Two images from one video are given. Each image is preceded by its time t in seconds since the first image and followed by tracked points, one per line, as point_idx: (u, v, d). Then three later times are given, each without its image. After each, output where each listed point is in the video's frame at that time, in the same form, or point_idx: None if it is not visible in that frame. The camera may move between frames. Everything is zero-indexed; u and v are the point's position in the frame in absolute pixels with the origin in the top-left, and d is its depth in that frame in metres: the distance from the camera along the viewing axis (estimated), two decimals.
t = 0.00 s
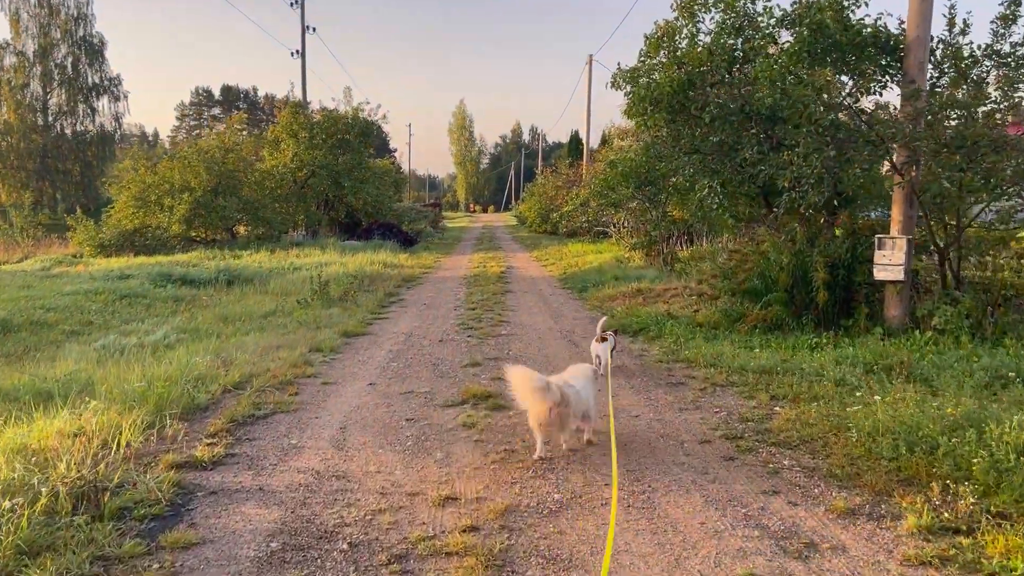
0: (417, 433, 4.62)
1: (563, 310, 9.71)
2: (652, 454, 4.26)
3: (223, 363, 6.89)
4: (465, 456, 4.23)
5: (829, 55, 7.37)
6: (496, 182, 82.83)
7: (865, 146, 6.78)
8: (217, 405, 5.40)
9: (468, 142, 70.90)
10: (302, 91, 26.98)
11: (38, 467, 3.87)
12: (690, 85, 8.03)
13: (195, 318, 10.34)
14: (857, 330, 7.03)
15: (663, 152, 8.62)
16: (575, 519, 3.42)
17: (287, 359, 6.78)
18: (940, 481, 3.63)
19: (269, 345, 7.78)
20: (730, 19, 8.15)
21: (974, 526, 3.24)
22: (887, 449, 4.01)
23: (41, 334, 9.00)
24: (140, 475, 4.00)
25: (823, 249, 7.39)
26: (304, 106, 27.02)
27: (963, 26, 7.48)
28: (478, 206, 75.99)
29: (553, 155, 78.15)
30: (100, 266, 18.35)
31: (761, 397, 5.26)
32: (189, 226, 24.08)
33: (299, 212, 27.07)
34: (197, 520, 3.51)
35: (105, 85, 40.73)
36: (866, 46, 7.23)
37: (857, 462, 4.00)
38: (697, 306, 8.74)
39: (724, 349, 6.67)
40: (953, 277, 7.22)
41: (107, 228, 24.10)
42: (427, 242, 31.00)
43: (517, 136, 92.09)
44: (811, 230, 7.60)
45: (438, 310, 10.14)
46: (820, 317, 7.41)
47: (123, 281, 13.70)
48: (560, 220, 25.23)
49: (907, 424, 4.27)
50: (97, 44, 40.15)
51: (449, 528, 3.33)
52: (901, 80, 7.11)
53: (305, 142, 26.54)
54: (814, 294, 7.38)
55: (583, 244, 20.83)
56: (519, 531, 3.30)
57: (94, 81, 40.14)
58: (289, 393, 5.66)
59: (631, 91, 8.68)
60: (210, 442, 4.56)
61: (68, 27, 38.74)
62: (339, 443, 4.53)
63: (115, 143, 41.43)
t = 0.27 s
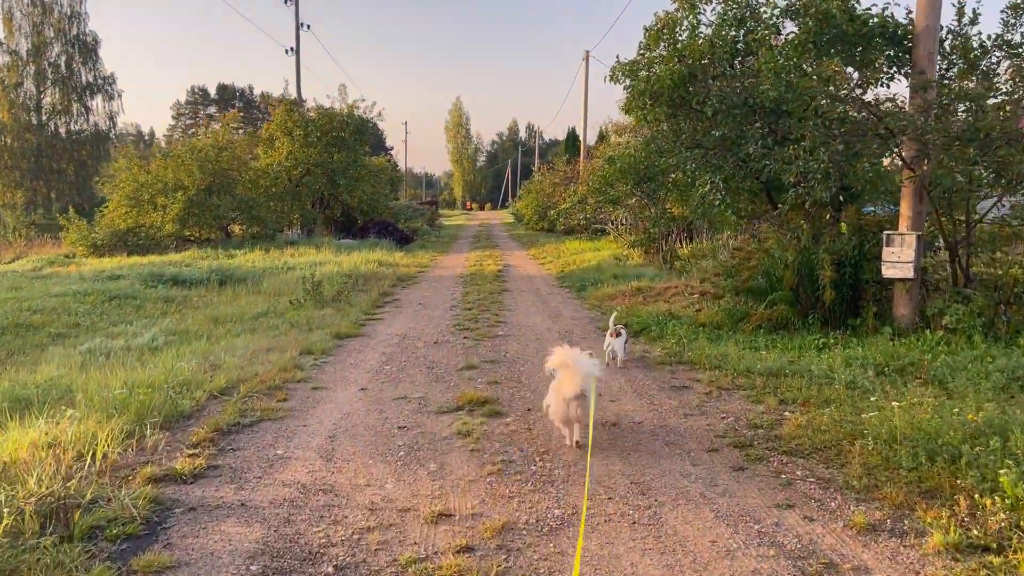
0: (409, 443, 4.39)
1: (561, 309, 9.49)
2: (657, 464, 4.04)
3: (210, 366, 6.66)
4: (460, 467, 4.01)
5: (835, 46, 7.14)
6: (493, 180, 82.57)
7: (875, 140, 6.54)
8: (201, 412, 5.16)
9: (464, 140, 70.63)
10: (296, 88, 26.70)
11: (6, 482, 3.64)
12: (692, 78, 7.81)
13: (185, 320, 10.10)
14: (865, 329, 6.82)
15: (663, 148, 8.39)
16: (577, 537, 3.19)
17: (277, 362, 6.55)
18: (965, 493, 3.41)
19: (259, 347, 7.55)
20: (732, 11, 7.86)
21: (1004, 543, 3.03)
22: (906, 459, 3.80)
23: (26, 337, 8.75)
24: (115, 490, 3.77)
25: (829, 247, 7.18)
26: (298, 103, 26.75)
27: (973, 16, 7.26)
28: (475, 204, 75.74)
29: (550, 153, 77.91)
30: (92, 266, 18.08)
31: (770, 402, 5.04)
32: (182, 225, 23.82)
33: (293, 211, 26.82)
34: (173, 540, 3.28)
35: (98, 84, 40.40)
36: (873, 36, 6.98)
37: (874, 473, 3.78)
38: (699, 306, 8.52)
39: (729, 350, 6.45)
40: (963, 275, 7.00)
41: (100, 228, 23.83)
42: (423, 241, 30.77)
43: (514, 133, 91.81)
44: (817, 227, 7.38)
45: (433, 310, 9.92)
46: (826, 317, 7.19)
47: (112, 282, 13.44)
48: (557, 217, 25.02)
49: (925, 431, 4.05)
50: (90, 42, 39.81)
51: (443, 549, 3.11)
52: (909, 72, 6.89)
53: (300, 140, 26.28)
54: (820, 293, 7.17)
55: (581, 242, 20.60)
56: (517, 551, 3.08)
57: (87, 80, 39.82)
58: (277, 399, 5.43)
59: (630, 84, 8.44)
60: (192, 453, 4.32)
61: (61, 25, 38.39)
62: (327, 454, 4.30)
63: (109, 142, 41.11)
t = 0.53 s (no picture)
0: (399, 455, 4.15)
1: (560, 311, 9.24)
2: (663, 478, 3.80)
3: (195, 373, 6.41)
4: (453, 482, 3.77)
5: (842, 38, 6.89)
6: (491, 179, 82.33)
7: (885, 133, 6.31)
8: (183, 423, 4.91)
9: (462, 139, 70.39)
10: (292, 87, 26.44)
11: None
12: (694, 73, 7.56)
13: (175, 323, 9.85)
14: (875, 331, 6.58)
15: (664, 144, 8.15)
16: (578, 562, 2.95)
17: (264, 368, 6.30)
18: (995, 511, 3.18)
19: (248, 352, 7.31)
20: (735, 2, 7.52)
21: None
22: (929, 472, 3.56)
23: (9, 342, 8.50)
24: (85, 510, 3.52)
25: (837, 245, 6.94)
26: (294, 102, 26.49)
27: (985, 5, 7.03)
28: (473, 202, 75.49)
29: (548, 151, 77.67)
30: (84, 268, 17.81)
31: (779, 408, 4.81)
32: (177, 225, 23.56)
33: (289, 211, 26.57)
34: (142, 567, 3.03)
35: (93, 84, 40.12)
36: (882, 25, 6.72)
37: (895, 488, 3.55)
38: (702, 307, 8.28)
39: (734, 353, 6.21)
40: (975, 273, 6.76)
41: (94, 229, 23.56)
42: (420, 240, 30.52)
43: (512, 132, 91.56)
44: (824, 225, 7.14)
45: (429, 312, 9.67)
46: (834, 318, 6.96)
47: (103, 284, 13.18)
48: (554, 216, 24.78)
49: (946, 441, 3.82)
50: (85, 43, 39.53)
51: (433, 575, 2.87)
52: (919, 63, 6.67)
53: (295, 139, 26.02)
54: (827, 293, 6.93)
55: (579, 241, 20.37)
56: None
57: (82, 81, 39.52)
58: (263, 408, 5.19)
59: (630, 79, 8.19)
60: (169, 468, 4.08)
61: (55, 26, 38.09)
62: (312, 468, 4.06)
63: (104, 143, 40.84)
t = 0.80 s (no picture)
0: (389, 473, 3.92)
1: (558, 314, 9.02)
2: (669, 497, 3.57)
3: (180, 382, 6.17)
4: (445, 503, 3.54)
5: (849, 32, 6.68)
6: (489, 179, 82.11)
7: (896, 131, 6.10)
8: (163, 437, 4.68)
9: (459, 139, 70.17)
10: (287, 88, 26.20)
11: None
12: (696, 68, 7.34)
13: (164, 329, 9.62)
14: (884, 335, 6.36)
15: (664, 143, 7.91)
16: None
17: (251, 378, 6.06)
18: None
19: (236, 360, 7.07)
20: None
21: None
22: (952, 491, 3.33)
23: None
24: (50, 536, 3.28)
25: (844, 247, 6.71)
26: (289, 103, 26.24)
27: None
28: (471, 203, 75.27)
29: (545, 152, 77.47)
30: (76, 271, 17.56)
31: (788, 420, 4.58)
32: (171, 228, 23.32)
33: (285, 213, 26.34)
34: None
35: (88, 86, 39.84)
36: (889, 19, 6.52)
37: (915, 508, 3.32)
38: (704, 311, 8.05)
39: (739, 360, 5.99)
40: (987, 276, 6.54)
41: (87, 232, 23.31)
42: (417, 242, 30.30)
43: (509, 132, 91.36)
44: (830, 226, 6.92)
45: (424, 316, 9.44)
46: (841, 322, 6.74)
47: (93, 288, 12.94)
48: (552, 217, 24.58)
49: (969, 457, 3.60)
50: (80, 45, 39.26)
51: None
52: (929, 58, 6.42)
53: (290, 140, 25.78)
54: (834, 297, 6.71)
55: (578, 242, 20.15)
56: None
57: (77, 83, 39.24)
58: (247, 421, 4.96)
59: (629, 76, 7.95)
60: (145, 489, 3.84)
61: (50, 27, 37.80)
62: (296, 488, 3.82)
63: (99, 145, 40.57)
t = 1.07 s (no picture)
0: (378, 489, 3.69)
1: (558, 317, 8.79)
2: (676, 514, 3.34)
3: (164, 390, 5.93)
4: (438, 523, 3.30)
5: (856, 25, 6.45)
6: (487, 181, 81.90)
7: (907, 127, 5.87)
8: (141, 450, 4.44)
9: (457, 140, 69.94)
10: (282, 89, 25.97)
11: None
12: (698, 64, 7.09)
13: (153, 334, 9.37)
14: (895, 338, 6.14)
15: (666, 141, 7.68)
16: None
17: (239, 385, 5.83)
18: None
19: (225, 366, 6.84)
20: None
21: None
22: (981, 508, 3.09)
23: None
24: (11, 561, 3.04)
25: (853, 246, 6.50)
26: (285, 104, 26.00)
27: None
28: (469, 204, 75.07)
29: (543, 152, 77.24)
30: (68, 275, 17.32)
31: (799, 429, 4.36)
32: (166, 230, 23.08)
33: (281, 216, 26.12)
34: None
35: (84, 88, 39.54)
36: (898, 12, 6.30)
37: (941, 527, 3.09)
38: (708, 313, 7.82)
39: (746, 364, 5.76)
40: (999, 275, 6.33)
41: (80, 235, 23.06)
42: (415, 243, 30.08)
43: (507, 133, 91.15)
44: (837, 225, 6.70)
45: (420, 319, 9.21)
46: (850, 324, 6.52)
47: (82, 292, 12.69)
48: (551, 218, 24.34)
49: (995, 469, 3.36)
50: (75, 47, 38.94)
51: None
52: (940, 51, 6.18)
53: (286, 142, 25.53)
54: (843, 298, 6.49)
55: (577, 243, 19.93)
56: None
57: (73, 85, 38.93)
58: (232, 431, 4.72)
59: (629, 72, 7.71)
60: (118, 507, 3.61)
61: (44, 29, 37.49)
62: (279, 506, 3.58)
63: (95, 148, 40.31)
